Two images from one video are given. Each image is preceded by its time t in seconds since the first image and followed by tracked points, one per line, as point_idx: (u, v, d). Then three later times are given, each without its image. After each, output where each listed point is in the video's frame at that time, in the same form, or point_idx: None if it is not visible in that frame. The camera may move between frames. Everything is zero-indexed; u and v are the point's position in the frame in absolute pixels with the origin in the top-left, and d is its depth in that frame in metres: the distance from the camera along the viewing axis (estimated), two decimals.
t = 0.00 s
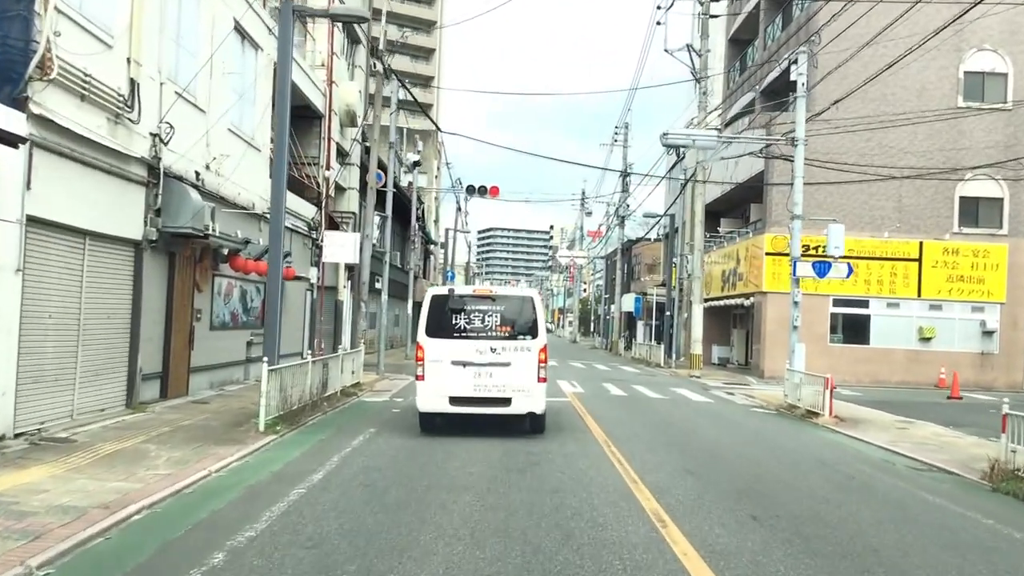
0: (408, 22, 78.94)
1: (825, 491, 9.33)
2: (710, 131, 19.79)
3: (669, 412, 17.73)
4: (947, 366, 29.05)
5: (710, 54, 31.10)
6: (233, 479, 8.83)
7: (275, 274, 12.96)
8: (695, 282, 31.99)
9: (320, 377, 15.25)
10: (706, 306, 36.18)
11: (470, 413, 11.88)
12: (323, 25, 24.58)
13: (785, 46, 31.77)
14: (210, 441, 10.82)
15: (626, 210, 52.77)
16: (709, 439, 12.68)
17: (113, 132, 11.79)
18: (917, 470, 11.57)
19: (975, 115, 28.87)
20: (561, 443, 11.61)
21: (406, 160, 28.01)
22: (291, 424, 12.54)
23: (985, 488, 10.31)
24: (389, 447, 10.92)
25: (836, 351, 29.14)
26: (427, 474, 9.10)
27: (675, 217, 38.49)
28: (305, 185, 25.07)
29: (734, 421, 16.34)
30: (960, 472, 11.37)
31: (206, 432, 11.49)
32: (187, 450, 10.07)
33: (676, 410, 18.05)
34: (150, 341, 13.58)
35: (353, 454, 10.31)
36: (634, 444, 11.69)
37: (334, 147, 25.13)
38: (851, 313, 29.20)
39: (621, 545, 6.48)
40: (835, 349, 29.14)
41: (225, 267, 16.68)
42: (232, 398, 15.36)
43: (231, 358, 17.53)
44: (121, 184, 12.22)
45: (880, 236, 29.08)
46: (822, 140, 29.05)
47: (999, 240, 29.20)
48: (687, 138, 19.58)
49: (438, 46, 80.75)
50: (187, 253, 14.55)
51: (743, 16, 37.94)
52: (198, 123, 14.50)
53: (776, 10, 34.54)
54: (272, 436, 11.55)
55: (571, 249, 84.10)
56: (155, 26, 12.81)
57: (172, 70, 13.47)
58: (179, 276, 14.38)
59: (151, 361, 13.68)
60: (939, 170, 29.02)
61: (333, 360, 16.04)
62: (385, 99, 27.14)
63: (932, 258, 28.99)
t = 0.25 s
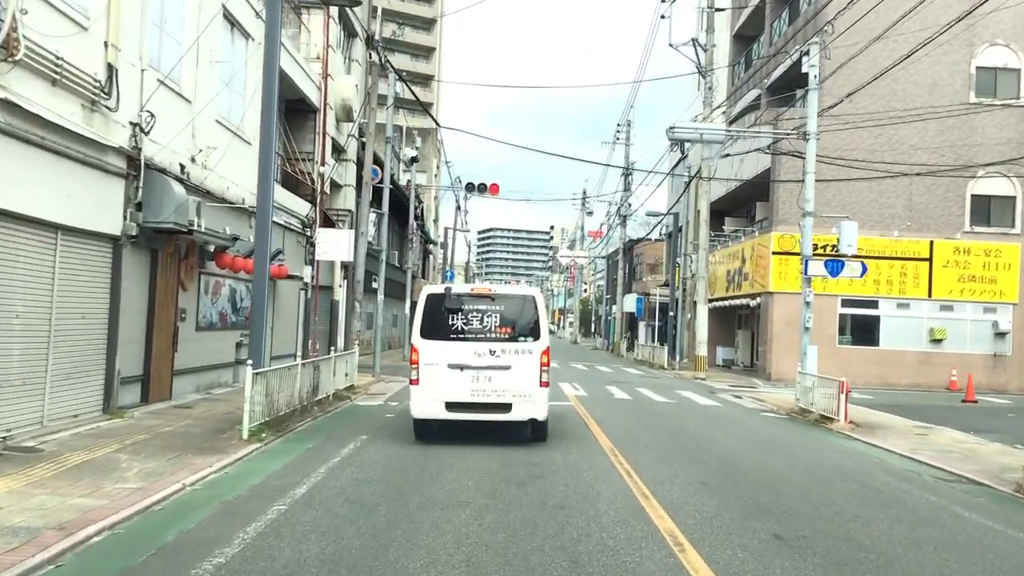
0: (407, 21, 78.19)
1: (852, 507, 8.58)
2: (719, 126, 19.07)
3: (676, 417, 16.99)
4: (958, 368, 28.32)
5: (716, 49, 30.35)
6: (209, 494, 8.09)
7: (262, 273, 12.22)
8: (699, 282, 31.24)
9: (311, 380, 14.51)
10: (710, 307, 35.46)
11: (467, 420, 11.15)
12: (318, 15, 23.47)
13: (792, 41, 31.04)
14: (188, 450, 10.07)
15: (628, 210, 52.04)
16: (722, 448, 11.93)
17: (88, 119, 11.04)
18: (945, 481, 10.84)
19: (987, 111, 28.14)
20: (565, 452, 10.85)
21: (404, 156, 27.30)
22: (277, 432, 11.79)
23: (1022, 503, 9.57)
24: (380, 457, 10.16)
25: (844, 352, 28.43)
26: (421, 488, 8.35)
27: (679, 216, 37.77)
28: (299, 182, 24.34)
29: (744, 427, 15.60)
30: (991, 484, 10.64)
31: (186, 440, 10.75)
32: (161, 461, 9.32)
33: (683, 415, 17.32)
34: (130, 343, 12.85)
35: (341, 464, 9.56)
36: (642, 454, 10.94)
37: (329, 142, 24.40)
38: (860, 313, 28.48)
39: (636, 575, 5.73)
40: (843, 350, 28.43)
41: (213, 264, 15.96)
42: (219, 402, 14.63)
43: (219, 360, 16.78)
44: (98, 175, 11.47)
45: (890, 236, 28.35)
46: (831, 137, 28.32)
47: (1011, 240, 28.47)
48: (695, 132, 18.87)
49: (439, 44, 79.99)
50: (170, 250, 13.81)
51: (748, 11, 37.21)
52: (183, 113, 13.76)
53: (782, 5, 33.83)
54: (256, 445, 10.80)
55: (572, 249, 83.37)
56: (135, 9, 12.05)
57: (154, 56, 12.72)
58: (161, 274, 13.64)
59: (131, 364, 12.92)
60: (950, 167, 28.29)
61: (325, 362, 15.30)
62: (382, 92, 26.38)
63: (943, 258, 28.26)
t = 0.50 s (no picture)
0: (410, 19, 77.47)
1: (880, 520, 7.99)
2: (728, 119, 18.50)
3: (685, 419, 16.42)
4: (969, 369, 27.70)
5: (722, 43, 29.73)
6: (189, 505, 7.55)
7: (253, 269, 11.67)
8: (705, 281, 30.65)
9: (307, 382, 13.95)
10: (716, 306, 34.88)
11: (467, 424, 10.58)
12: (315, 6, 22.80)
13: (800, 35, 30.43)
14: (171, 457, 9.50)
15: (632, 208, 51.44)
16: (735, 453, 11.34)
17: (67, 108, 10.51)
18: (974, 490, 10.26)
19: (999, 106, 27.51)
20: (570, 458, 10.27)
21: (404, 152, 26.76)
22: (268, 436, 11.22)
23: None
24: (375, 464, 9.59)
25: (854, 353, 27.84)
26: (416, 498, 7.78)
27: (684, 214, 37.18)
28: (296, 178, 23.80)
29: (757, 430, 15.02)
30: (1020, 492, 10.07)
31: (172, 446, 10.19)
32: (141, 469, 8.75)
33: (691, 416, 16.76)
34: (115, 342, 12.30)
35: (333, 472, 9.00)
36: (651, 460, 10.36)
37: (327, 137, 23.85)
38: (869, 313, 27.90)
39: None
40: (853, 351, 27.84)
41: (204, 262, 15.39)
42: (210, 405, 14.07)
43: (211, 361, 16.22)
44: (78, 167, 10.94)
45: (900, 234, 27.75)
46: (840, 133, 27.73)
47: None
48: (703, 126, 18.30)
49: (441, 42, 79.32)
50: (158, 246, 13.25)
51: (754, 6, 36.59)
52: (170, 103, 13.21)
53: None
54: (244, 450, 10.24)
55: (574, 249, 82.80)
56: None
57: (139, 44, 12.20)
58: (149, 271, 13.08)
59: (116, 365, 12.37)
60: (961, 163, 27.69)
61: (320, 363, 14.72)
62: (382, 86, 25.76)
63: (955, 256, 27.65)
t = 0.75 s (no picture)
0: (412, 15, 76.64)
1: (914, 536, 7.35)
2: (737, 111, 17.85)
3: (694, 421, 15.80)
4: (982, 369, 27.03)
5: (729, 36, 29.06)
6: (163, 520, 6.94)
7: (240, 266, 11.06)
8: (711, 280, 30.00)
9: (299, 384, 13.34)
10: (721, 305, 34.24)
11: (466, 429, 9.97)
12: None
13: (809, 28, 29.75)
14: (150, 466, 8.87)
15: (635, 205, 50.76)
16: (750, 459, 10.70)
17: (43, 95, 9.89)
18: (1006, 500, 9.64)
19: (1013, 99, 26.82)
20: (576, 466, 9.63)
21: (403, 147, 26.15)
22: (256, 442, 10.60)
23: None
24: (367, 473, 8.96)
25: (864, 353, 27.20)
26: (410, 514, 7.14)
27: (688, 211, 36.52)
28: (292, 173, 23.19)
29: (769, 433, 14.40)
30: None
31: (153, 452, 9.58)
32: (116, 480, 8.12)
33: (700, 419, 16.13)
34: (97, 342, 11.71)
35: (322, 483, 8.37)
36: (663, 467, 9.72)
37: (324, 132, 23.24)
38: (879, 312, 27.26)
39: None
40: (863, 351, 27.20)
41: (193, 258, 14.78)
42: (198, 408, 13.47)
43: (201, 361, 15.60)
44: (55, 157, 10.33)
45: (911, 231, 27.07)
46: (850, 127, 27.07)
47: None
48: (712, 118, 17.65)
49: (442, 39, 78.53)
50: (142, 240, 12.63)
51: None
52: (156, 92, 12.60)
53: None
54: (229, 458, 9.61)
55: (577, 247, 82.09)
56: None
57: (122, 29, 11.59)
58: (132, 267, 12.46)
59: (97, 367, 11.76)
60: (974, 158, 27.02)
61: (313, 364, 14.09)
62: (381, 79, 25.12)
63: (967, 254, 26.98)
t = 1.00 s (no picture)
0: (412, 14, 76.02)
1: (946, 552, 6.84)
2: (746, 105, 17.32)
3: (701, 424, 15.26)
4: (993, 370, 26.47)
5: (734, 32, 28.50)
6: (137, 536, 6.42)
7: (230, 263, 10.55)
8: (716, 279, 29.47)
9: (292, 387, 12.83)
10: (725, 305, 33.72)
11: (466, 435, 9.45)
12: None
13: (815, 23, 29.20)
14: (129, 474, 8.35)
15: (637, 204, 50.22)
16: (764, 466, 10.16)
17: (20, 81, 9.36)
18: None
19: None
20: (581, 473, 9.10)
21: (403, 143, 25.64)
22: (243, 448, 10.08)
23: None
24: (360, 482, 8.44)
25: (872, 353, 26.66)
26: (404, 529, 6.62)
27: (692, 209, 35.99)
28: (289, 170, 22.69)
29: (780, 437, 13.87)
30: None
31: (133, 460, 9.06)
32: (90, 490, 7.60)
33: (708, 422, 15.59)
34: (79, 344, 11.18)
35: (311, 494, 7.84)
36: (673, 475, 9.19)
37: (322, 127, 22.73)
38: (888, 312, 26.73)
39: None
40: (871, 352, 26.66)
41: (183, 255, 14.27)
42: (187, 411, 12.96)
43: (192, 363, 15.08)
44: (35, 147, 9.80)
45: (921, 229, 26.47)
46: (858, 124, 26.53)
47: None
48: (720, 112, 17.12)
49: (443, 37, 77.91)
50: (128, 237, 12.10)
51: None
52: (143, 82, 12.09)
53: None
54: (214, 465, 9.08)
55: (578, 246, 81.51)
56: None
57: (107, 14, 11.07)
58: (117, 265, 11.93)
59: (80, 368, 11.25)
60: (985, 155, 26.48)
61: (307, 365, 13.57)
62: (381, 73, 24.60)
63: (978, 252, 26.41)
